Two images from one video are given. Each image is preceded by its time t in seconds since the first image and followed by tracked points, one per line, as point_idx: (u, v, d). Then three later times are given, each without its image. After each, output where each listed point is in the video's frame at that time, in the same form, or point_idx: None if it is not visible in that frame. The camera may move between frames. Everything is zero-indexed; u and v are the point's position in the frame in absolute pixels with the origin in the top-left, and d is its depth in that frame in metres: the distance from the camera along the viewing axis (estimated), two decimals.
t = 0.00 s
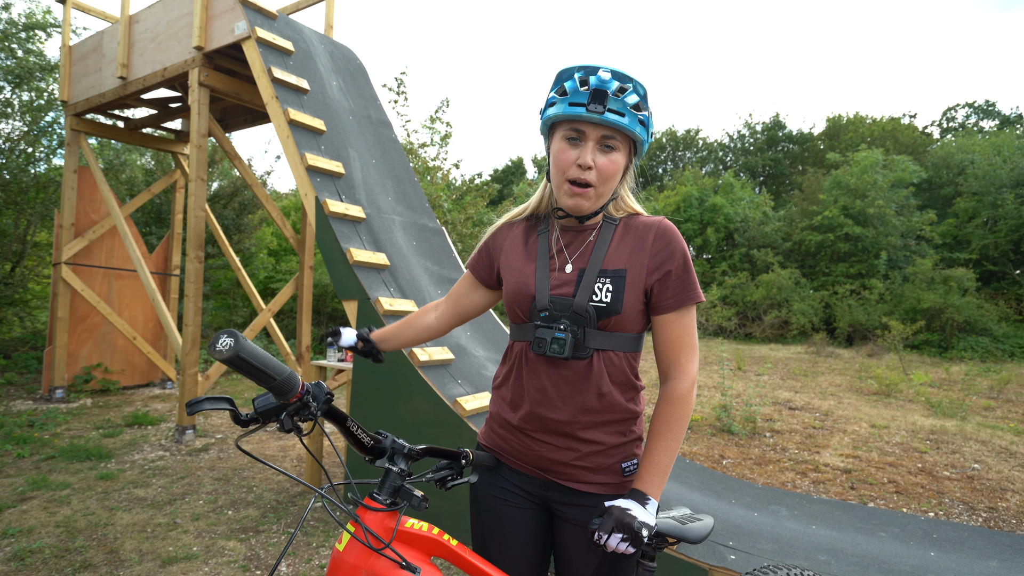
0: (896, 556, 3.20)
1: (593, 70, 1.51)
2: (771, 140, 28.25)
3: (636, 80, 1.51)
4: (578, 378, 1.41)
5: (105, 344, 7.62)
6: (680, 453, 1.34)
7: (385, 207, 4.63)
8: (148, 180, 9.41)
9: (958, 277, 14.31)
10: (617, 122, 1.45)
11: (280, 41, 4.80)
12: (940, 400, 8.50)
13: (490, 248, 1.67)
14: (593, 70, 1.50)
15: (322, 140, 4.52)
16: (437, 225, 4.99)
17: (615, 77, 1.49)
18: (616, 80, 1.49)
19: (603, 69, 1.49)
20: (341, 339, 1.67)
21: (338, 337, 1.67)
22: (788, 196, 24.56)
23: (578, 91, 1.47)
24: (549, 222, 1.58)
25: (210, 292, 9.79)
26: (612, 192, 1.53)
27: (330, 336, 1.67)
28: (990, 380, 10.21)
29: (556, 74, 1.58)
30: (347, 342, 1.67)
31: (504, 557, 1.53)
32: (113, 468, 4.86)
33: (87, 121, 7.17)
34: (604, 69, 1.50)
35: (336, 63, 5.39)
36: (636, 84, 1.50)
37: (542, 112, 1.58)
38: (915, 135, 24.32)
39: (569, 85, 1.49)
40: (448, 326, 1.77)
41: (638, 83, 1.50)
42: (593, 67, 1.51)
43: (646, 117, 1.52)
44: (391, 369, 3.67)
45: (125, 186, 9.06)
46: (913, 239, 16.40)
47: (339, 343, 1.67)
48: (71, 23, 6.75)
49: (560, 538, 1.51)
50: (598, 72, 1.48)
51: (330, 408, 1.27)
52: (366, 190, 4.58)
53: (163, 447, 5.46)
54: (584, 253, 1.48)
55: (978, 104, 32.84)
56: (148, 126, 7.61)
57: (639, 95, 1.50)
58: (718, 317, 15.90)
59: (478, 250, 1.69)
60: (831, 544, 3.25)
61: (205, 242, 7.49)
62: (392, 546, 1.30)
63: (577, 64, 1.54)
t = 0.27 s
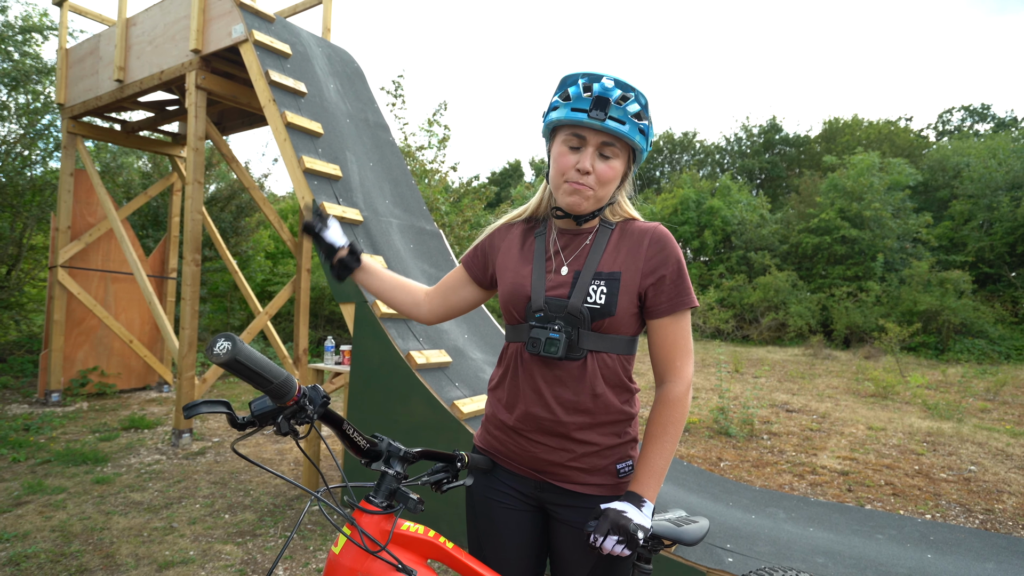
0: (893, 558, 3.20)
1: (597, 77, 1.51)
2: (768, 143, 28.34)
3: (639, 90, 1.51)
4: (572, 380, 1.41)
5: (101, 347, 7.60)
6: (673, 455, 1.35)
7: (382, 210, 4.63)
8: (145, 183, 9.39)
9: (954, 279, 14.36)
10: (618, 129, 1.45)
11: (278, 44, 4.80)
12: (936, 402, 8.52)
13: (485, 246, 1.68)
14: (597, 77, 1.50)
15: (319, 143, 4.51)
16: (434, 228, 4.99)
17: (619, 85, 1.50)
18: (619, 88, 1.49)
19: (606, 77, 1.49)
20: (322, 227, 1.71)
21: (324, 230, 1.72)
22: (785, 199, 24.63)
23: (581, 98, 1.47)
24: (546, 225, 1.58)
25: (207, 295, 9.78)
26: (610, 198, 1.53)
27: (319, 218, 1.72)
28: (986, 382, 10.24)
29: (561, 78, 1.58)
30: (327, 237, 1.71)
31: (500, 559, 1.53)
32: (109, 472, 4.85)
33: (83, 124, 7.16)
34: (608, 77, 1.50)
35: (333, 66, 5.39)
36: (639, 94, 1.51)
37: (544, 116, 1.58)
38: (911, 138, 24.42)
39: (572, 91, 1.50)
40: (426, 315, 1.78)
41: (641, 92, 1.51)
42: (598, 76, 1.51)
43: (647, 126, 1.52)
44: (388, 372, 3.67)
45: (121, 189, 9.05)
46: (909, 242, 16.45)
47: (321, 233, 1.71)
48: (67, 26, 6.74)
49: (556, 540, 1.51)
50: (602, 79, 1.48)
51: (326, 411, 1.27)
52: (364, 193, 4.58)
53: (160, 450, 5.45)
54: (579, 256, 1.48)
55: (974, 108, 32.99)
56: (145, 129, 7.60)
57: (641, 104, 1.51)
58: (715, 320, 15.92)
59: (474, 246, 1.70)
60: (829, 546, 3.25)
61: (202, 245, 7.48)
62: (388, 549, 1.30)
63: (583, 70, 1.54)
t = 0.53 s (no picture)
0: (891, 559, 3.20)
1: (593, 77, 1.51)
2: (765, 144, 28.41)
3: (635, 91, 1.52)
4: (572, 382, 1.41)
5: (98, 350, 7.58)
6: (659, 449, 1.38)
7: (379, 212, 4.63)
8: (142, 186, 9.38)
9: (951, 279, 14.40)
10: (614, 129, 1.46)
11: (274, 46, 4.80)
12: (934, 402, 8.54)
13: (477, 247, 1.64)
14: (594, 78, 1.51)
15: (316, 145, 4.51)
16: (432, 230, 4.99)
17: (615, 86, 1.51)
18: (615, 88, 1.50)
19: (602, 77, 1.50)
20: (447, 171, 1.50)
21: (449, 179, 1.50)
22: (782, 200, 24.68)
23: (578, 97, 1.47)
24: (541, 227, 1.58)
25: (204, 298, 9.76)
26: (604, 197, 1.54)
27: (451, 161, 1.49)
28: (983, 382, 10.27)
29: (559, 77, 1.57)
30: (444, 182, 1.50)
31: (498, 562, 1.53)
32: (106, 476, 4.83)
33: (80, 127, 7.14)
34: (605, 78, 1.51)
35: (330, 69, 5.39)
36: (635, 95, 1.51)
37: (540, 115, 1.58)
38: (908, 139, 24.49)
39: (569, 90, 1.50)
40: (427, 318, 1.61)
41: (637, 93, 1.51)
42: (594, 75, 1.52)
43: (641, 127, 1.53)
44: (386, 375, 3.67)
45: (118, 192, 9.04)
46: (906, 242, 16.49)
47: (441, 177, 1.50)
48: (64, 29, 6.73)
49: (555, 541, 1.51)
50: (598, 80, 1.48)
51: (322, 413, 1.26)
52: (361, 195, 4.58)
53: (157, 454, 5.43)
54: (575, 259, 1.48)
55: (970, 108, 33.10)
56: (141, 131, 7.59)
57: (636, 106, 1.52)
58: (713, 321, 15.95)
59: (469, 246, 1.66)
60: (827, 547, 3.25)
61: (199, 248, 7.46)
62: (384, 551, 1.30)
63: (579, 70, 1.54)
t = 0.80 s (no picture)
0: (890, 558, 3.21)
1: (593, 80, 1.52)
2: (763, 144, 28.44)
3: (634, 95, 1.53)
4: (573, 383, 1.42)
5: (96, 352, 7.56)
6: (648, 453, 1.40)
7: (377, 213, 4.63)
8: (139, 187, 9.37)
9: (948, 279, 14.43)
10: (612, 132, 1.47)
11: (272, 47, 4.79)
12: (932, 402, 8.56)
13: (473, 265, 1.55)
14: (593, 80, 1.52)
15: (314, 146, 4.51)
16: (430, 230, 4.99)
17: (613, 90, 1.52)
18: (613, 92, 1.51)
19: (601, 81, 1.51)
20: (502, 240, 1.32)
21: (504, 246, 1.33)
22: (780, 200, 24.71)
23: (577, 100, 1.48)
24: (537, 229, 1.57)
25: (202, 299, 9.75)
26: (602, 200, 1.53)
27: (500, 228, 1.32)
28: (981, 382, 10.29)
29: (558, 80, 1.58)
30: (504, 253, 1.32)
31: (497, 562, 1.52)
32: (104, 478, 4.82)
33: (77, 128, 7.13)
34: (603, 81, 1.52)
35: (328, 69, 5.40)
36: (634, 99, 1.53)
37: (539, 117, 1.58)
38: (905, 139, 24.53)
39: (567, 93, 1.50)
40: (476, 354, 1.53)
41: (636, 98, 1.53)
42: (594, 79, 1.53)
43: (639, 131, 1.54)
44: (384, 375, 3.67)
45: (116, 193, 9.02)
46: (904, 242, 16.51)
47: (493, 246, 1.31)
48: (61, 30, 6.72)
49: (554, 541, 1.51)
50: (597, 84, 1.50)
51: (319, 414, 1.26)
52: (359, 196, 4.57)
53: (155, 455, 5.42)
54: (574, 261, 1.48)
55: (967, 109, 33.15)
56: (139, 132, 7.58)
57: (634, 109, 1.53)
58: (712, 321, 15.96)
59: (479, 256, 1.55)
60: (825, 547, 3.26)
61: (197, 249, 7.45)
62: (382, 552, 1.30)
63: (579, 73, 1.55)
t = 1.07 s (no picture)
0: (889, 554, 3.22)
1: (592, 72, 1.53)
2: (762, 142, 28.43)
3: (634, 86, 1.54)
4: (575, 382, 1.42)
5: (96, 350, 7.57)
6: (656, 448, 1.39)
7: (376, 211, 4.63)
8: (138, 185, 9.37)
9: (948, 277, 14.44)
10: (613, 122, 1.47)
11: (271, 45, 4.79)
12: (931, 399, 8.57)
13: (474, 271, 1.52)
14: (592, 72, 1.53)
15: (312, 144, 4.51)
16: (429, 228, 4.98)
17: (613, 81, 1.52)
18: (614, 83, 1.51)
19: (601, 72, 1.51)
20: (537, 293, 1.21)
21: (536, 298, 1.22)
22: (779, 197, 24.70)
23: (577, 91, 1.48)
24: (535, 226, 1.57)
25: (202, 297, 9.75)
26: (602, 192, 1.53)
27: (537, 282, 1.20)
28: (980, 379, 10.31)
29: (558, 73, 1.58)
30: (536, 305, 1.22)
31: (499, 560, 1.52)
32: (104, 476, 4.82)
33: (75, 126, 7.12)
34: (603, 72, 1.52)
35: (327, 67, 5.39)
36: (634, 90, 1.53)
37: (538, 110, 1.57)
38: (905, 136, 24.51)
39: (567, 84, 1.50)
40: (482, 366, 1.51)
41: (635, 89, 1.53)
42: (593, 70, 1.53)
43: (639, 123, 1.54)
44: (384, 373, 3.67)
45: (115, 192, 9.02)
46: (903, 240, 16.52)
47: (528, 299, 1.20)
48: (58, 28, 6.71)
49: (556, 537, 1.51)
50: (596, 75, 1.50)
51: (319, 411, 1.26)
52: (358, 194, 4.57)
53: (156, 453, 5.42)
54: (573, 258, 1.48)
55: (966, 106, 33.11)
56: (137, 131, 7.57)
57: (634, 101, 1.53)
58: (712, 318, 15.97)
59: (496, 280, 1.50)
60: (825, 544, 3.27)
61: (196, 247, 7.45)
62: (383, 549, 1.30)
63: (579, 64, 1.56)
